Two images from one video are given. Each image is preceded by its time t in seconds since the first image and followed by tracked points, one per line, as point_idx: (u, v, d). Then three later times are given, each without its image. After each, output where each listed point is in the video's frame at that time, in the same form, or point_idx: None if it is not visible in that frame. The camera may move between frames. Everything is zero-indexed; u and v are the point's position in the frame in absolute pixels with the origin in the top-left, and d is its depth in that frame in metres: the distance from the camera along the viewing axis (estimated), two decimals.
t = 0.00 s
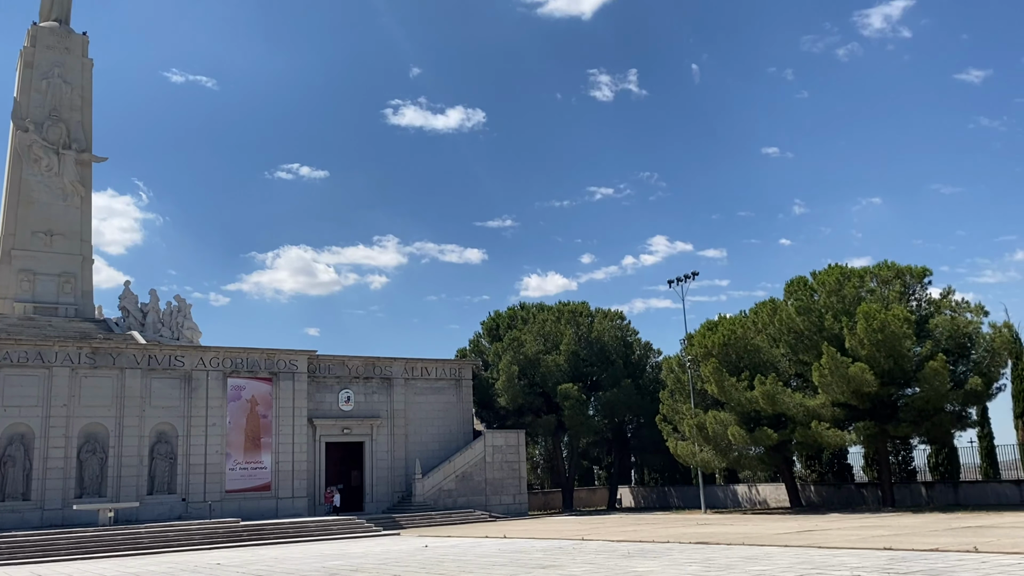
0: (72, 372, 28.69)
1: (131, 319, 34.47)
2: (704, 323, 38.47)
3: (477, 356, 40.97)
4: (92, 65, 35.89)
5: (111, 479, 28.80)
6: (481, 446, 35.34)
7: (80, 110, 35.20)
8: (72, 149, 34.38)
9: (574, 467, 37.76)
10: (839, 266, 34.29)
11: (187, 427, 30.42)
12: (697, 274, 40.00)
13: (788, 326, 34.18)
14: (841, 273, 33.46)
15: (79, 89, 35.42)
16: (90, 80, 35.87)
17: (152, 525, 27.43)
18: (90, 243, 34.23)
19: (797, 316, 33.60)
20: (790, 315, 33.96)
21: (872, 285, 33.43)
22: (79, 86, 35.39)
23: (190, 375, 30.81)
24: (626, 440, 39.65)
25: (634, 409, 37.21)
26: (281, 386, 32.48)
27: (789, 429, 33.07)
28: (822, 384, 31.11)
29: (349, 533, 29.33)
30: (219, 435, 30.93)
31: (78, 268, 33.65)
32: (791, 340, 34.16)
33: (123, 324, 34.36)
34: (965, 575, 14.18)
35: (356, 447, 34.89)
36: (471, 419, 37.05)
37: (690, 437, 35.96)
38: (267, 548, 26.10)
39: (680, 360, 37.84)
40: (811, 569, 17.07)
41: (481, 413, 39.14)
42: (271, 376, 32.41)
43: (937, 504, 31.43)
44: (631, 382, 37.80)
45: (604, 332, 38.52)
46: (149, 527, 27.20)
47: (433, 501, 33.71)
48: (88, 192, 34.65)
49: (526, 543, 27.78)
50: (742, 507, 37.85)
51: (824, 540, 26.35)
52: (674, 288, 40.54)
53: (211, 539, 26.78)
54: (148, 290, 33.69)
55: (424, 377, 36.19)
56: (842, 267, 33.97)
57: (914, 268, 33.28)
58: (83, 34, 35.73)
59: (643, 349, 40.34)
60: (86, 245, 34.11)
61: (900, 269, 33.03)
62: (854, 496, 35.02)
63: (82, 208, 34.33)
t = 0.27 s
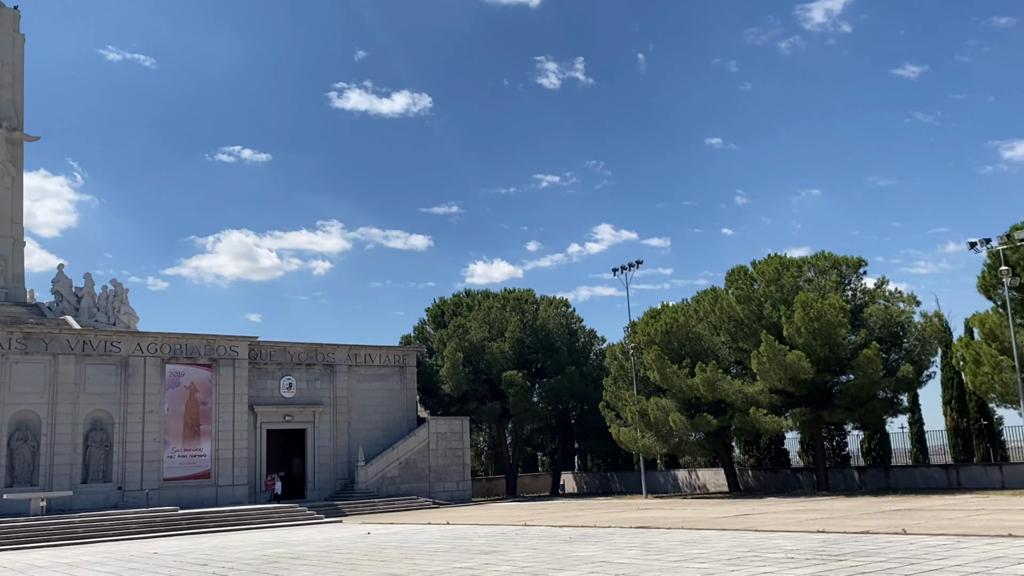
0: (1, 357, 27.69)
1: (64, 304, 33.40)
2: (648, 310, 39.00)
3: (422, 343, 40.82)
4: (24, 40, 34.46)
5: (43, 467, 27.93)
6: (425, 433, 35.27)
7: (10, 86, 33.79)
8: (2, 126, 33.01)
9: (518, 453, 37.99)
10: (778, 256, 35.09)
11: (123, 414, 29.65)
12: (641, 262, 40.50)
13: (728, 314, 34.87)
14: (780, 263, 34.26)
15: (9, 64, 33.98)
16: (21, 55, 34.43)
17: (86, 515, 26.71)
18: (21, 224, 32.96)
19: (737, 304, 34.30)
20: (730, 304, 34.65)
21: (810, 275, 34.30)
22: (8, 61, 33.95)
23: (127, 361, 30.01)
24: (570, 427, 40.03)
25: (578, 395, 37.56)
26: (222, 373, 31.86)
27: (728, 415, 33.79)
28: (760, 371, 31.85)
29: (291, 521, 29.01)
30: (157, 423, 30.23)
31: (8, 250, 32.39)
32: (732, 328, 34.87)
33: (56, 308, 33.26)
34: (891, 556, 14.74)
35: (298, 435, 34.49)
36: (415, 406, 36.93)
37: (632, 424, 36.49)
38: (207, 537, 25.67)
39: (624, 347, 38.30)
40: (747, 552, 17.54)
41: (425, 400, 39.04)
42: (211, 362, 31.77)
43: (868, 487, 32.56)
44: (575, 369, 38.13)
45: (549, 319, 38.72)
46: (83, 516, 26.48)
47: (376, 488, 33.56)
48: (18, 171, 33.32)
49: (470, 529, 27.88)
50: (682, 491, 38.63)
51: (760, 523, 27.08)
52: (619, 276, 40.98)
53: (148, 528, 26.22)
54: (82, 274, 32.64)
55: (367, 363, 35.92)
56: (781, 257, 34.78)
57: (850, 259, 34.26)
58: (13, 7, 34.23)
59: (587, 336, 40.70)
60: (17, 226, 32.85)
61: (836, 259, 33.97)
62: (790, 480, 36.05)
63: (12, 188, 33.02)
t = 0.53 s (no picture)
0: None
1: (14, 291, 32.64)
2: (607, 300, 39.40)
3: (382, 332, 40.71)
4: None
5: None
6: (385, 421, 35.27)
7: None
8: None
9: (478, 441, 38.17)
10: (734, 246, 35.70)
11: (76, 403, 29.14)
12: (601, 252, 40.84)
13: (686, 304, 35.39)
14: (736, 254, 34.87)
15: None
16: None
17: (38, 505, 26.24)
18: None
19: (695, 294, 34.82)
20: (688, 293, 35.17)
21: (765, 265, 34.97)
22: None
23: (80, 349, 29.48)
24: (529, 415, 40.32)
25: (538, 383, 37.83)
26: (178, 361, 31.46)
27: (685, 403, 34.34)
28: (716, 359, 32.42)
29: (248, 510, 28.83)
30: (111, 412, 29.76)
31: None
32: (689, 317, 35.42)
33: (5, 295, 32.48)
34: (839, 539, 15.22)
35: (256, 424, 34.23)
36: (374, 395, 36.87)
37: (591, 412, 36.90)
38: (163, 526, 25.41)
39: (583, 336, 38.66)
40: (701, 537, 17.95)
41: (385, 388, 38.99)
42: (168, 351, 31.36)
43: (820, 473, 33.43)
44: (535, 357, 38.39)
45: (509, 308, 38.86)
46: (35, 506, 26.02)
47: (334, 477, 33.49)
48: None
49: (429, 517, 28.01)
50: (639, 478, 39.22)
51: (715, 509, 27.67)
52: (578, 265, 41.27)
53: (103, 518, 25.86)
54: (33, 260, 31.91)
55: (327, 352, 35.74)
56: (737, 248, 35.39)
57: (804, 250, 35.01)
58: None
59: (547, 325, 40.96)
60: None
61: (790, 250, 34.67)
62: (743, 466, 36.87)
63: None
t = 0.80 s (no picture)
0: None
1: None
2: (587, 290, 39.56)
3: (361, 322, 40.60)
4: None
5: None
6: (365, 411, 35.22)
7: None
8: None
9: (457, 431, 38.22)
10: (713, 237, 35.94)
11: (51, 393, 28.83)
12: (582, 242, 40.96)
13: (665, 295, 35.58)
14: (715, 245, 35.12)
15: None
16: None
17: (13, 496, 25.97)
18: None
19: (674, 285, 35.02)
20: (667, 284, 35.37)
21: (743, 256, 35.25)
22: None
23: (55, 338, 29.16)
24: (509, 405, 40.42)
25: (518, 373, 37.91)
26: (155, 351, 31.21)
27: (664, 393, 34.58)
28: (695, 349, 32.68)
29: (227, 500, 28.71)
30: (87, 402, 29.48)
31: None
32: (668, 308, 35.63)
33: None
34: (814, 526, 15.45)
35: (234, 414, 34.07)
36: (353, 385, 36.78)
37: (570, 401, 37.05)
38: (140, 517, 25.25)
39: (563, 326, 38.78)
40: (679, 524, 18.12)
41: (364, 378, 38.90)
42: (145, 340, 31.09)
43: (797, 461, 33.85)
44: (515, 348, 38.46)
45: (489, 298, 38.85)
46: (10, 497, 25.75)
47: (314, 467, 33.42)
48: None
49: (409, 506, 28.03)
50: (618, 467, 39.49)
51: (693, 497, 27.95)
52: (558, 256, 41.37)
53: (79, 509, 25.64)
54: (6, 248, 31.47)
55: (306, 342, 35.60)
56: (716, 239, 35.64)
57: (781, 241, 35.33)
58: None
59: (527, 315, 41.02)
60: None
61: (768, 241, 34.96)
62: (721, 455, 37.24)
63: None
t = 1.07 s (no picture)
0: None
1: None
2: (595, 286, 39.44)
3: (369, 318, 40.58)
4: None
5: None
6: (373, 408, 35.21)
7: None
8: None
9: (465, 428, 38.17)
10: (721, 233, 35.76)
11: (61, 390, 28.92)
12: (590, 238, 40.83)
13: (673, 290, 35.41)
14: (723, 241, 34.95)
15: None
16: None
17: (24, 492, 26.06)
18: None
19: (682, 281, 34.85)
20: (676, 280, 35.20)
21: (752, 252, 35.07)
22: None
23: (64, 336, 29.22)
24: (517, 402, 40.33)
25: (526, 370, 37.81)
26: (164, 348, 31.26)
27: (673, 389, 34.43)
28: (703, 345, 32.53)
29: (235, 497, 28.74)
30: (96, 399, 29.56)
31: None
32: (677, 304, 35.46)
33: None
34: (824, 524, 15.31)
35: (243, 410, 34.10)
36: (361, 382, 36.76)
37: (579, 398, 36.96)
38: (149, 514, 25.30)
39: (571, 322, 38.67)
40: (688, 521, 18.02)
41: (372, 375, 38.87)
42: (153, 337, 31.14)
43: (806, 458, 33.68)
44: (523, 344, 38.35)
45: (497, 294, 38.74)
46: (20, 493, 25.84)
47: (322, 464, 33.43)
48: None
49: (417, 503, 28.00)
50: (627, 464, 39.38)
51: (702, 494, 27.82)
52: (566, 252, 41.24)
53: (89, 506, 25.71)
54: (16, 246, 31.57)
55: (314, 338, 35.60)
56: (725, 234, 35.46)
57: (791, 236, 35.09)
58: None
59: (535, 312, 40.90)
60: None
61: (778, 236, 34.74)
62: (730, 452, 37.08)
63: None
